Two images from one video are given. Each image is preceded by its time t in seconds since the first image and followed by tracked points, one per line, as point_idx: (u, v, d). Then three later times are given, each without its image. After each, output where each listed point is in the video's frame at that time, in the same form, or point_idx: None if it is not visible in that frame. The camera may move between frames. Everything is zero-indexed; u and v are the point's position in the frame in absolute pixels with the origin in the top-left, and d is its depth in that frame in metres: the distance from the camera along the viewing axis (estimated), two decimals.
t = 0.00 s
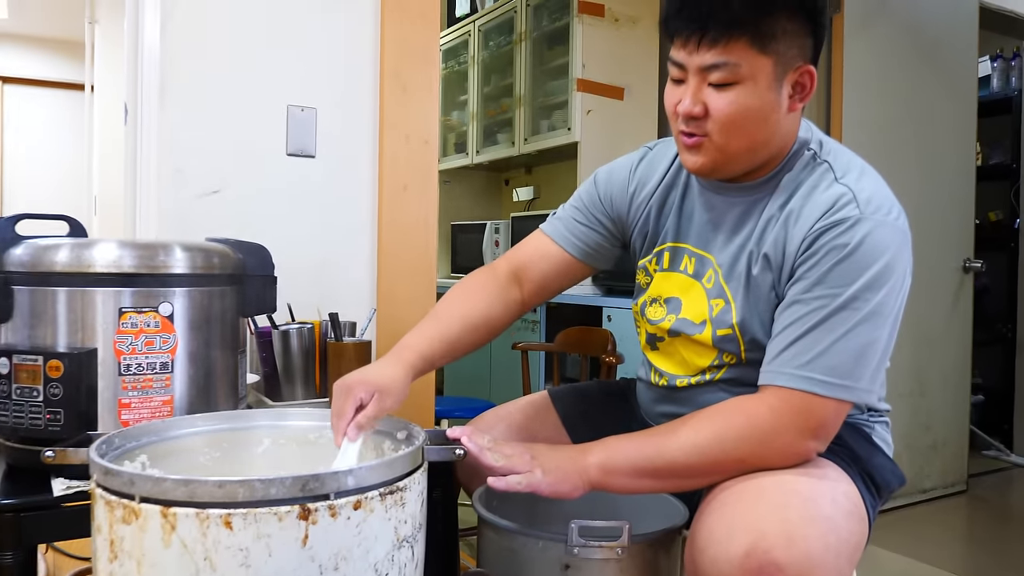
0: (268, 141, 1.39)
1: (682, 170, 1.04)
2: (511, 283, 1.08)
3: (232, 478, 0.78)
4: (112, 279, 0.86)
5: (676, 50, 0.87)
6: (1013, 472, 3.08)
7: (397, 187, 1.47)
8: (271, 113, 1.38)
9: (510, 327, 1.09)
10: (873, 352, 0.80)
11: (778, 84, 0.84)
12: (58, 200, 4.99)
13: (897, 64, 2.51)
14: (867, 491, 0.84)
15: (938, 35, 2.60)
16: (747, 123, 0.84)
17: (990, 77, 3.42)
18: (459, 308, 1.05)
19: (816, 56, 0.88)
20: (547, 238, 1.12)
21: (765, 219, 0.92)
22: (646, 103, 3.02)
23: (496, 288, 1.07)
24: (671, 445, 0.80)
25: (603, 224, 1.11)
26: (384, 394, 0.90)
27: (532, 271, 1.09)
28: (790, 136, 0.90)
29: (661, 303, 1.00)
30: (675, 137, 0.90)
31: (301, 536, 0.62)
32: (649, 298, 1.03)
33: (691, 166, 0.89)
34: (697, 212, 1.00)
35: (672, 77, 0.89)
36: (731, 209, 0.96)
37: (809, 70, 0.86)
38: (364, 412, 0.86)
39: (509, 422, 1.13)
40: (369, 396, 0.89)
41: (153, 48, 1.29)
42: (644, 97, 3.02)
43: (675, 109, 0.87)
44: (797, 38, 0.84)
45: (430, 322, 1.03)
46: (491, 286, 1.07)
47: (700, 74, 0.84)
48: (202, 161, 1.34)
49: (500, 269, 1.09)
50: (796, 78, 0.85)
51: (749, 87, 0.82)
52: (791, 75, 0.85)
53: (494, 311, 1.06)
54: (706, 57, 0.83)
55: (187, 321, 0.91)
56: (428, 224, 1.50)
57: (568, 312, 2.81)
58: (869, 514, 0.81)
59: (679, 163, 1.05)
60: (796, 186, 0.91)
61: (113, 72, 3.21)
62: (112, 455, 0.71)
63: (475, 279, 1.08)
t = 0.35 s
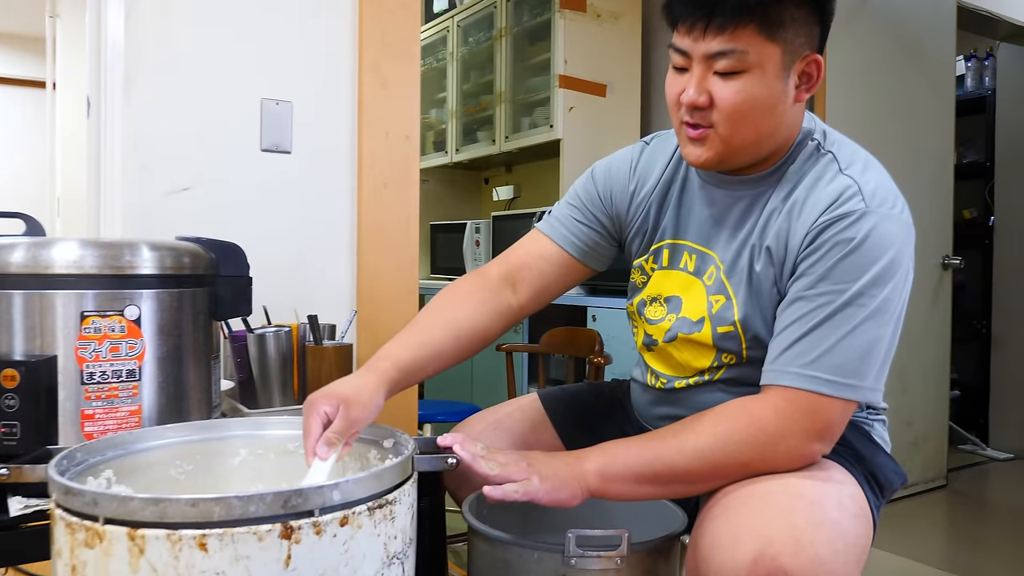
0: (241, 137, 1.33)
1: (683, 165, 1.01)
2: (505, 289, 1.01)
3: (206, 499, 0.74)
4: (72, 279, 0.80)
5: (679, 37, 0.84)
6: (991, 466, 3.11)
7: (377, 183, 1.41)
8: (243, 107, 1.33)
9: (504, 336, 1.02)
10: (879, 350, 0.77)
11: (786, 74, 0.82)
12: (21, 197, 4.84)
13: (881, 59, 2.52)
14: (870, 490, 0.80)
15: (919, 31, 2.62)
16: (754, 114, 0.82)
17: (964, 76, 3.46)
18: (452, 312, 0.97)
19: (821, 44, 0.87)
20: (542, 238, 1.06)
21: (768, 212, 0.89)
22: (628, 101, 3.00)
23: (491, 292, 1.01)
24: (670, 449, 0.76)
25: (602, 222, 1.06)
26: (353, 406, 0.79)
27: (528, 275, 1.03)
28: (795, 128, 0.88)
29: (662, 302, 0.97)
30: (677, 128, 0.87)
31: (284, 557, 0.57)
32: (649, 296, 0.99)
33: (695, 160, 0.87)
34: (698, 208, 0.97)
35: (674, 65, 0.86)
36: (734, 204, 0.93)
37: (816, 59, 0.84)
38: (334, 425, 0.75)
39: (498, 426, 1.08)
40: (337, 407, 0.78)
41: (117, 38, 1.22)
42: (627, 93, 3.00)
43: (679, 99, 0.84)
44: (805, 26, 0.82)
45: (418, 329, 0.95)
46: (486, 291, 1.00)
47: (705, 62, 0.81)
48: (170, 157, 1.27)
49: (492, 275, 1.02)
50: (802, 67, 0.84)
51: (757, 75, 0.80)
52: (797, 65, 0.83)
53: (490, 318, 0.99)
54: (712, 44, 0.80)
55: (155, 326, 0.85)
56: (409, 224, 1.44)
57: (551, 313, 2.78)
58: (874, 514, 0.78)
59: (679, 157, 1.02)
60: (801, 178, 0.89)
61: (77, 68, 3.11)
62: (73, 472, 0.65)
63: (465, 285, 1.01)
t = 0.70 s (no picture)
0: (224, 137, 1.30)
1: (684, 157, 1.04)
2: (506, 272, 1.10)
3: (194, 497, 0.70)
4: (50, 281, 0.78)
5: (685, 27, 0.85)
6: (978, 464, 3.14)
7: (362, 185, 1.39)
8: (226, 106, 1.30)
9: (504, 316, 1.10)
10: (882, 345, 0.76)
11: (793, 62, 0.82)
12: None
13: (865, 58, 2.54)
14: (874, 489, 0.79)
15: (901, 32, 2.64)
16: (761, 103, 0.83)
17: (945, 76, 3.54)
18: (459, 290, 1.06)
19: (828, 33, 0.87)
20: (545, 228, 1.14)
21: (772, 205, 0.90)
22: (613, 101, 3.00)
23: (496, 275, 1.09)
24: (670, 448, 0.75)
25: (602, 213, 1.12)
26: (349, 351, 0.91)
27: (529, 261, 1.11)
28: (802, 118, 0.89)
29: (662, 294, 0.98)
30: (684, 118, 0.89)
31: (276, 565, 0.55)
32: (649, 288, 1.01)
33: (700, 147, 0.88)
34: (702, 200, 0.99)
35: (680, 55, 0.87)
36: (738, 195, 0.95)
37: (823, 47, 0.85)
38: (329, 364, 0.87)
39: (491, 428, 1.07)
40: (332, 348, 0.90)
41: (95, 36, 1.19)
42: (611, 94, 2.99)
43: (685, 88, 0.86)
44: (811, 15, 0.83)
45: (425, 302, 1.04)
46: (491, 274, 1.09)
47: (712, 51, 0.82)
48: (152, 157, 1.24)
49: (496, 259, 1.11)
50: (809, 55, 0.84)
51: (763, 64, 0.81)
52: (805, 52, 0.83)
53: (491, 298, 1.08)
54: (719, 33, 0.81)
55: (137, 328, 0.83)
56: (395, 224, 1.43)
57: (539, 315, 2.77)
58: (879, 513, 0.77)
59: (682, 150, 1.05)
60: (807, 168, 0.90)
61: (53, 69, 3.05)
62: (54, 480, 0.63)
63: (471, 267, 1.10)
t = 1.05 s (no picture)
0: (219, 146, 1.31)
1: (684, 157, 1.06)
2: (517, 274, 1.14)
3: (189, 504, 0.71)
4: (46, 288, 0.78)
5: (683, 33, 0.87)
6: (975, 462, 3.15)
7: (357, 191, 1.40)
8: (222, 114, 1.31)
9: (515, 316, 1.14)
10: (867, 339, 0.77)
11: (786, 64, 0.84)
12: None
13: (853, 62, 2.56)
14: (861, 482, 0.80)
15: (890, 35, 2.66)
16: (756, 104, 0.84)
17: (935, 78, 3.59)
18: (471, 289, 1.11)
19: (820, 37, 0.89)
20: (554, 230, 1.18)
21: (762, 202, 0.92)
22: (606, 106, 3.03)
23: (507, 277, 1.13)
24: (661, 440, 0.76)
25: (606, 214, 1.15)
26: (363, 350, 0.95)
27: (539, 264, 1.15)
28: (796, 122, 0.91)
29: (660, 289, 1.01)
30: (682, 120, 0.90)
31: (270, 564, 0.56)
32: (648, 283, 1.03)
33: (699, 147, 0.90)
34: (699, 199, 1.01)
35: (678, 60, 0.89)
36: (732, 196, 0.96)
37: (816, 50, 0.86)
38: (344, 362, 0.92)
39: (484, 430, 1.08)
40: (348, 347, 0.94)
41: (92, 47, 1.20)
42: (604, 99, 3.01)
43: (683, 91, 0.87)
44: (803, 19, 0.84)
45: (439, 300, 1.08)
46: (503, 275, 1.13)
47: (708, 55, 0.84)
48: (148, 165, 1.26)
49: (508, 260, 1.15)
50: (802, 57, 0.85)
51: (758, 66, 0.82)
52: (798, 55, 0.85)
53: (502, 298, 1.12)
54: (715, 37, 0.83)
55: (134, 334, 0.84)
56: (391, 230, 1.44)
57: (535, 319, 2.78)
58: (866, 507, 0.78)
59: (682, 152, 1.07)
60: (797, 169, 0.91)
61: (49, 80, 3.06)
62: (52, 483, 0.63)
63: (484, 268, 1.14)
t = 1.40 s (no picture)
0: (219, 153, 1.34)
1: (679, 164, 1.08)
2: (521, 280, 1.17)
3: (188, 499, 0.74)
4: (51, 293, 0.81)
5: (672, 44, 0.89)
6: (971, 465, 3.17)
7: (353, 198, 1.43)
8: (222, 122, 1.34)
9: (521, 320, 1.17)
10: (847, 337, 0.80)
11: (770, 74, 0.86)
12: None
13: (845, 68, 2.59)
14: (841, 477, 0.83)
15: (881, 41, 2.69)
16: (743, 112, 0.86)
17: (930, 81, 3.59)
18: (477, 295, 1.14)
19: (805, 48, 0.91)
20: (557, 237, 1.20)
21: (748, 205, 0.95)
22: (601, 111, 3.06)
23: (511, 282, 1.16)
24: (647, 433, 0.78)
25: (606, 218, 1.18)
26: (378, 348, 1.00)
27: (542, 269, 1.17)
28: (784, 130, 0.94)
29: (653, 288, 1.04)
30: (673, 127, 0.93)
31: (266, 558, 0.58)
32: (642, 284, 1.06)
33: (689, 154, 0.92)
34: (689, 203, 1.04)
35: (668, 70, 0.92)
36: (721, 199, 0.99)
37: (800, 60, 0.89)
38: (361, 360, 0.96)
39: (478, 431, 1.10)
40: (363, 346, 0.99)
41: (95, 57, 1.24)
42: (599, 105, 3.04)
43: (673, 101, 0.90)
44: (787, 31, 0.87)
45: (444, 306, 1.11)
46: (508, 280, 1.16)
47: (696, 66, 0.86)
48: (150, 172, 1.28)
49: (512, 266, 1.18)
50: (785, 67, 0.88)
51: (743, 76, 0.85)
52: (782, 65, 0.87)
53: (506, 303, 1.15)
54: (701, 48, 0.85)
55: (136, 337, 0.86)
56: (387, 235, 1.46)
57: (532, 323, 2.81)
58: (845, 501, 0.80)
59: (677, 157, 1.09)
60: (782, 174, 0.94)
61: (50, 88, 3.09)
62: (57, 481, 0.66)
63: (489, 273, 1.17)
